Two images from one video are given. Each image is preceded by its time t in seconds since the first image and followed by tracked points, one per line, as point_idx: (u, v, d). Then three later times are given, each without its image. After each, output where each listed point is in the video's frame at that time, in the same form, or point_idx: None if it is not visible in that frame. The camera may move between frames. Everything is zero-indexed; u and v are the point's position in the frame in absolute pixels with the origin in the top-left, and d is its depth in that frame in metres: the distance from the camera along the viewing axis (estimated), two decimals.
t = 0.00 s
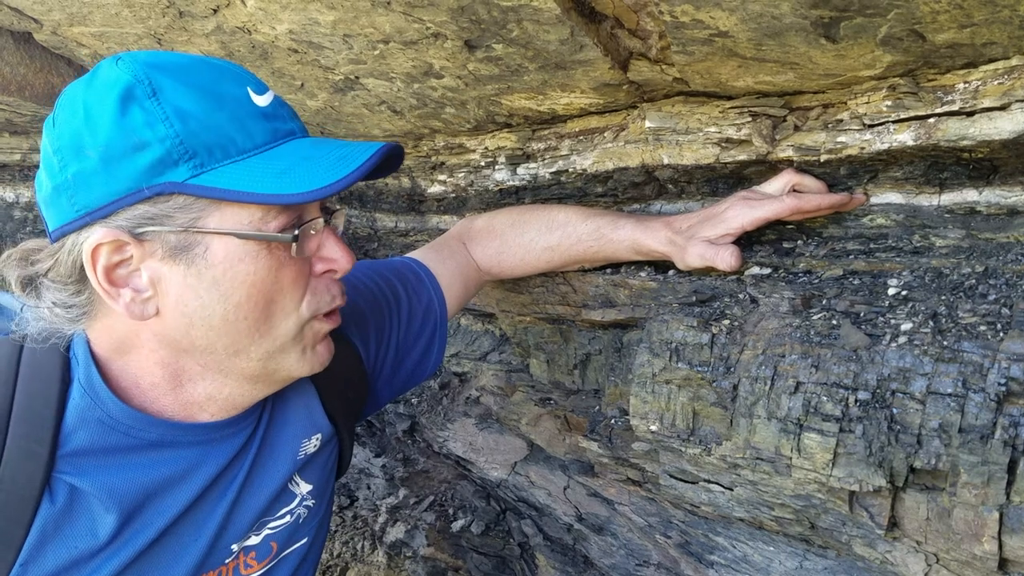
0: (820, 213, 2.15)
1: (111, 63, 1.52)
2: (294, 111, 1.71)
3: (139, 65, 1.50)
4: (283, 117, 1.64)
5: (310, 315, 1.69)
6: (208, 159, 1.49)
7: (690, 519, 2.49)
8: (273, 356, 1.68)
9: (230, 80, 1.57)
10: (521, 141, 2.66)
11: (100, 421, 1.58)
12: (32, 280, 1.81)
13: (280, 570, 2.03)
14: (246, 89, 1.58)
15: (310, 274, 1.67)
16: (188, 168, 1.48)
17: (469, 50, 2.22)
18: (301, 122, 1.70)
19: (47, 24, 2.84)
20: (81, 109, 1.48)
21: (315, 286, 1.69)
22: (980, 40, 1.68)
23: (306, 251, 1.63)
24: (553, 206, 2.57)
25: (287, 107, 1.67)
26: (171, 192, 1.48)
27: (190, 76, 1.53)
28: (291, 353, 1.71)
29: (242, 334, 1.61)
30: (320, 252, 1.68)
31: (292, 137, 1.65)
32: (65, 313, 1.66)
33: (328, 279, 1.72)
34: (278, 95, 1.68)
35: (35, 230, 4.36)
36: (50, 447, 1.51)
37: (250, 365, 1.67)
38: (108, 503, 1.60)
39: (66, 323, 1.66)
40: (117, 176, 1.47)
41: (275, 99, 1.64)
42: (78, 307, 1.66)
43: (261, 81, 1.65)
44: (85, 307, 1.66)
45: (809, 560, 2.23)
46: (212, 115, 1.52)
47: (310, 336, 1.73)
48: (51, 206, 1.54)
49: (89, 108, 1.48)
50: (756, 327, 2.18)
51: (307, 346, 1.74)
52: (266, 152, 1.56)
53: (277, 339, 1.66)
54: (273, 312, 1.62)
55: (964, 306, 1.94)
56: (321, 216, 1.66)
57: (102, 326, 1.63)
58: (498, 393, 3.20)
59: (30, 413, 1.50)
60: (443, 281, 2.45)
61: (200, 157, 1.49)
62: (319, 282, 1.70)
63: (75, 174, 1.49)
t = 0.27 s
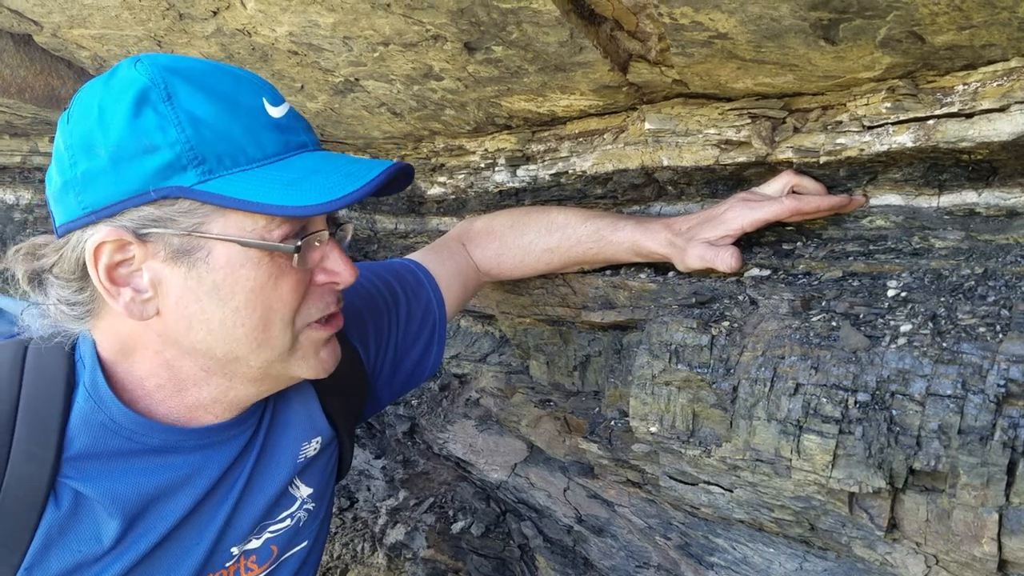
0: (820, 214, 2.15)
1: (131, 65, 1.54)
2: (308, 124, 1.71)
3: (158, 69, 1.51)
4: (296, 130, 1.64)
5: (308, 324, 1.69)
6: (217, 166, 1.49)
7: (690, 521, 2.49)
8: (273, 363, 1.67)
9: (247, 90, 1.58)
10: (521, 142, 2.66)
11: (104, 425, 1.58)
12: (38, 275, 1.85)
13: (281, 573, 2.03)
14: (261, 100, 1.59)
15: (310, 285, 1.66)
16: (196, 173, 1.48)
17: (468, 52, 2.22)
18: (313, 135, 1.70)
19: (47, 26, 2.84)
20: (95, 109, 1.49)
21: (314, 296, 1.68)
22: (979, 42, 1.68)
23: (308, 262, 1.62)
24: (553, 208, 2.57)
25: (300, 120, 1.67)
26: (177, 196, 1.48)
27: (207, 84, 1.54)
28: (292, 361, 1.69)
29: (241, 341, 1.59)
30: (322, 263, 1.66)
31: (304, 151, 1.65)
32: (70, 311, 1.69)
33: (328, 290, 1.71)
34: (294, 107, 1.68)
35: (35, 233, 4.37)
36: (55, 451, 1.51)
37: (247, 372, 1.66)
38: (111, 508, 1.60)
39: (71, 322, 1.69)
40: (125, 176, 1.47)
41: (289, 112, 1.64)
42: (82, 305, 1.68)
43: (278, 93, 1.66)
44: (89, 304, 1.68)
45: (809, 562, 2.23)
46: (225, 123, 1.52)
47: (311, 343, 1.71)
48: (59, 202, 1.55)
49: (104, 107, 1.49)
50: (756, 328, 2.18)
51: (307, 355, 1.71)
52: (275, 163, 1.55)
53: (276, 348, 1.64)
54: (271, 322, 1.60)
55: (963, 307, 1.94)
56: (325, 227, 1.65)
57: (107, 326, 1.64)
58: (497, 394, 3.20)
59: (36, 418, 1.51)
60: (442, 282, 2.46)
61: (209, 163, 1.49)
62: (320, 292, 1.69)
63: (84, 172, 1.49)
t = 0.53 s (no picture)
0: (820, 214, 2.16)
1: (138, 62, 1.52)
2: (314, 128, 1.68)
3: (163, 69, 1.50)
4: (300, 139, 1.61)
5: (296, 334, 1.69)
6: (212, 173, 1.48)
7: (690, 520, 2.49)
8: (257, 373, 1.67)
9: (252, 95, 1.55)
10: (520, 142, 2.66)
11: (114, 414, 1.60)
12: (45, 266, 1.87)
13: (280, 572, 2.03)
14: (265, 106, 1.56)
15: (303, 296, 1.67)
16: (190, 180, 1.47)
17: (468, 52, 2.22)
18: (319, 141, 1.68)
19: (47, 26, 2.84)
20: (99, 106, 1.49)
21: (305, 307, 1.68)
22: (979, 41, 1.68)
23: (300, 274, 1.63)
24: (553, 207, 2.57)
25: (306, 126, 1.65)
26: (170, 201, 1.48)
27: (211, 86, 1.52)
28: (275, 372, 1.69)
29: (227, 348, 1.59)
30: (316, 276, 1.67)
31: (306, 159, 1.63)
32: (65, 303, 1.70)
33: (321, 303, 1.71)
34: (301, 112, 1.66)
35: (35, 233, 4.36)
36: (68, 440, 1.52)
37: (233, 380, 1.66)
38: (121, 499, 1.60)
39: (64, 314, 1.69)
40: (121, 177, 1.47)
41: (295, 118, 1.62)
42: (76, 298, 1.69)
43: (286, 95, 1.63)
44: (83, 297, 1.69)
45: (810, 561, 2.23)
46: (226, 129, 1.50)
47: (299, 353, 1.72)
48: (60, 195, 1.55)
49: (105, 105, 1.48)
50: (756, 328, 2.18)
51: (292, 365, 1.71)
52: (273, 174, 1.54)
53: (259, 359, 1.64)
54: (256, 331, 1.60)
55: (964, 306, 1.94)
56: (322, 240, 1.65)
57: (105, 322, 1.64)
58: (497, 394, 3.20)
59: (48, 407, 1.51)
60: (442, 281, 2.46)
61: (205, 170, 1.48)
62: (311, 304, 1.70)
63: (83, 169, 1.49)
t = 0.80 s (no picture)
0: (816, 216, 2.16)
1: (146, 70, 1.52)
2: (318, 149, 1.68)
3: (168, 80, 1.50)
4: (301, 160, 1.61)
5: (287, 356, 1.68)
6: (208, 191, 1.48)
7: (687, 522, 2.50)
8: (246, 386, 1.66)
9: (256, 113, 1.55)
10: (518, 145, 2.66)
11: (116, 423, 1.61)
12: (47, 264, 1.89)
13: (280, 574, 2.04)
14: (269, 125, 1.56)
15: (293, 316, 1.65)
16: (184, 196, 1.47)
17: (466, 55, 2.23)
18: (321, 163, 1.67)
19: (44, 29, 2.85)
20: (102, 113, 1.49)
21: (297, 327, 1.67)
22: (974, 44, 1.69)
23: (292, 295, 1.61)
24: (550, 210, 2.58)
25: (309, 147, 1.64)
26: (163, 215, 1.47)
27: (215, 102, 1.52)
28: (263, 389, 1.69)
29: (217, 363, 1.58)
30: (310, 296, 1.64)
31: (306, 181, 1.62)
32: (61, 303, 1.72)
33: (314, 323, 1.69)
34: (306, 132, 1.65)
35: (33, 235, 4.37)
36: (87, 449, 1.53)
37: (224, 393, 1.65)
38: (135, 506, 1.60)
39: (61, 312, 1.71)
40: (117, 187, 1.48)
41: (298, 138, 1.61)
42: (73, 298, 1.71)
43: (293, 114, 1.62)
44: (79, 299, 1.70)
45: (807, 562, 2.23)
46: (225, 147, 1.50)
47: (289, 372, 1.70)
48: (60, 196, 1.56)
49: (108, 111, 1.48)
50: (752, 330, 2.18)
51: (281, 384, 1.70)
52: (269, 195, 1.54)
53: (249, 376, 1.63)
54: (246, 348, 1.59)
55: (959, 308, 1.95)
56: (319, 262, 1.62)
57: (101, 328, 1.63)
58: (495, 396, 3.20)
59: (63, 417, 1.52)
60: (441, 283, 2.46)
61: (200, 187, 1.48)
62: (303, 324, 1.68)
63: (82, 174, 1.50)
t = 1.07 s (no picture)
0: (810, 216, 2.17)
1: (137, 73, 1.53)
2: (309, 154, 1.67)
3: (157, 84, 1.49)
4: (289, 166, 1.60)
5: (277, 366, 1.66)
6: (193, 196, 1.47)
7: (682, 521, 2.50)
8: (234, 394, 1.65)
9: (245, 117, 1.54)
10: (513, 145, 2.66)
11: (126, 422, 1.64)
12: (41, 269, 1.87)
13: None
14: (257, 129, 1.55)
15: (284, 325, 1.63)
16: (169, 200, 1.47)
17: (460, 55, 2.23)
18: (311, 168, 1.66)
19: (39, 29, 2.84)
20: (91, 117, 1.50)
21: (287, 336, 1.65)
22: (968, 44, 1.69)
23: (280, 303, 1.59)
24: (546, 210, 2.58)
25: (299, 152, 1.64)
26: (148, 219, 1.47)
27: (204, 106, 1.51)
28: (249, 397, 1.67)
29: (204, 369, 1.58)
30: (299, 304, 1.63)
31: (294, 187, 1.62)
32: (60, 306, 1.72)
33: (304, 332, 1.67)
34: (297, 136, 1.64)
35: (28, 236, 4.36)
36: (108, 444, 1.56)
37: (211, 400, 1.65)
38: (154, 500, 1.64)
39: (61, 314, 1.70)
40: (104, 190, 1.48)
41: (287, 143, 1.61)
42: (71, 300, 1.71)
43: (283, 119, 1.62)
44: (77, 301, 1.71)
45: (802, 562, 2.23)
46: (212, 150, 1.49)
47: (279, 380, 1.69)
48: (53, 198, 1.57)
49: (98, 115, 1.49)
50: (747, 330, 2.18)
51: (270, 393, 1.69)
52: (255, 200, 1.53)
53: (236, 383, 1.62)
54: (233, 354, 1.58)
55: (953, 308, 1.95)
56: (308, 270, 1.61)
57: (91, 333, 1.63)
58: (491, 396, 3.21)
59: (83, 415, 1.55)
60: (436, 284, 2.45)
61: (185, 192, 1.47)
62: (294, 333, 1.66)
63: (73, 177, 1.51)
